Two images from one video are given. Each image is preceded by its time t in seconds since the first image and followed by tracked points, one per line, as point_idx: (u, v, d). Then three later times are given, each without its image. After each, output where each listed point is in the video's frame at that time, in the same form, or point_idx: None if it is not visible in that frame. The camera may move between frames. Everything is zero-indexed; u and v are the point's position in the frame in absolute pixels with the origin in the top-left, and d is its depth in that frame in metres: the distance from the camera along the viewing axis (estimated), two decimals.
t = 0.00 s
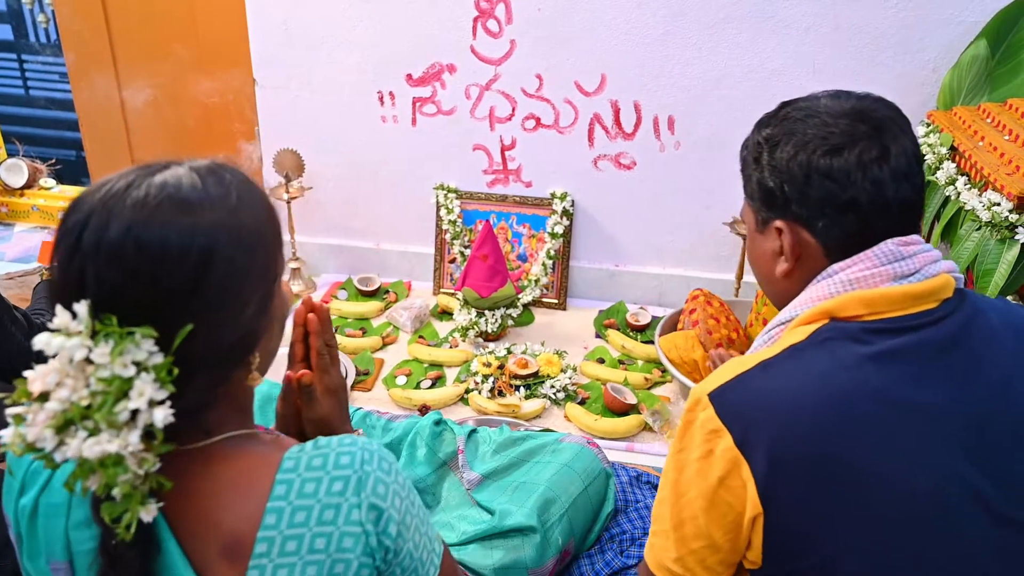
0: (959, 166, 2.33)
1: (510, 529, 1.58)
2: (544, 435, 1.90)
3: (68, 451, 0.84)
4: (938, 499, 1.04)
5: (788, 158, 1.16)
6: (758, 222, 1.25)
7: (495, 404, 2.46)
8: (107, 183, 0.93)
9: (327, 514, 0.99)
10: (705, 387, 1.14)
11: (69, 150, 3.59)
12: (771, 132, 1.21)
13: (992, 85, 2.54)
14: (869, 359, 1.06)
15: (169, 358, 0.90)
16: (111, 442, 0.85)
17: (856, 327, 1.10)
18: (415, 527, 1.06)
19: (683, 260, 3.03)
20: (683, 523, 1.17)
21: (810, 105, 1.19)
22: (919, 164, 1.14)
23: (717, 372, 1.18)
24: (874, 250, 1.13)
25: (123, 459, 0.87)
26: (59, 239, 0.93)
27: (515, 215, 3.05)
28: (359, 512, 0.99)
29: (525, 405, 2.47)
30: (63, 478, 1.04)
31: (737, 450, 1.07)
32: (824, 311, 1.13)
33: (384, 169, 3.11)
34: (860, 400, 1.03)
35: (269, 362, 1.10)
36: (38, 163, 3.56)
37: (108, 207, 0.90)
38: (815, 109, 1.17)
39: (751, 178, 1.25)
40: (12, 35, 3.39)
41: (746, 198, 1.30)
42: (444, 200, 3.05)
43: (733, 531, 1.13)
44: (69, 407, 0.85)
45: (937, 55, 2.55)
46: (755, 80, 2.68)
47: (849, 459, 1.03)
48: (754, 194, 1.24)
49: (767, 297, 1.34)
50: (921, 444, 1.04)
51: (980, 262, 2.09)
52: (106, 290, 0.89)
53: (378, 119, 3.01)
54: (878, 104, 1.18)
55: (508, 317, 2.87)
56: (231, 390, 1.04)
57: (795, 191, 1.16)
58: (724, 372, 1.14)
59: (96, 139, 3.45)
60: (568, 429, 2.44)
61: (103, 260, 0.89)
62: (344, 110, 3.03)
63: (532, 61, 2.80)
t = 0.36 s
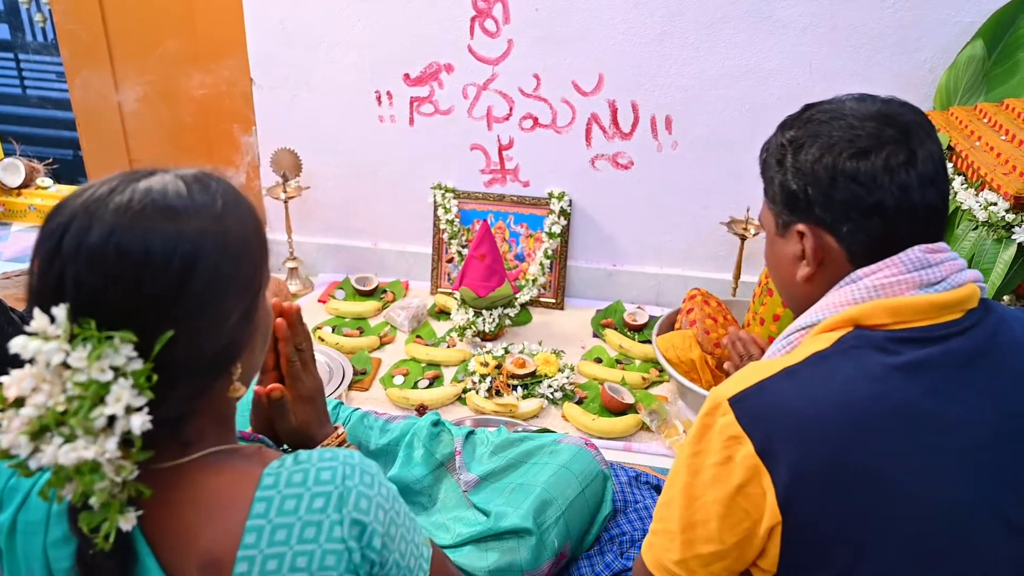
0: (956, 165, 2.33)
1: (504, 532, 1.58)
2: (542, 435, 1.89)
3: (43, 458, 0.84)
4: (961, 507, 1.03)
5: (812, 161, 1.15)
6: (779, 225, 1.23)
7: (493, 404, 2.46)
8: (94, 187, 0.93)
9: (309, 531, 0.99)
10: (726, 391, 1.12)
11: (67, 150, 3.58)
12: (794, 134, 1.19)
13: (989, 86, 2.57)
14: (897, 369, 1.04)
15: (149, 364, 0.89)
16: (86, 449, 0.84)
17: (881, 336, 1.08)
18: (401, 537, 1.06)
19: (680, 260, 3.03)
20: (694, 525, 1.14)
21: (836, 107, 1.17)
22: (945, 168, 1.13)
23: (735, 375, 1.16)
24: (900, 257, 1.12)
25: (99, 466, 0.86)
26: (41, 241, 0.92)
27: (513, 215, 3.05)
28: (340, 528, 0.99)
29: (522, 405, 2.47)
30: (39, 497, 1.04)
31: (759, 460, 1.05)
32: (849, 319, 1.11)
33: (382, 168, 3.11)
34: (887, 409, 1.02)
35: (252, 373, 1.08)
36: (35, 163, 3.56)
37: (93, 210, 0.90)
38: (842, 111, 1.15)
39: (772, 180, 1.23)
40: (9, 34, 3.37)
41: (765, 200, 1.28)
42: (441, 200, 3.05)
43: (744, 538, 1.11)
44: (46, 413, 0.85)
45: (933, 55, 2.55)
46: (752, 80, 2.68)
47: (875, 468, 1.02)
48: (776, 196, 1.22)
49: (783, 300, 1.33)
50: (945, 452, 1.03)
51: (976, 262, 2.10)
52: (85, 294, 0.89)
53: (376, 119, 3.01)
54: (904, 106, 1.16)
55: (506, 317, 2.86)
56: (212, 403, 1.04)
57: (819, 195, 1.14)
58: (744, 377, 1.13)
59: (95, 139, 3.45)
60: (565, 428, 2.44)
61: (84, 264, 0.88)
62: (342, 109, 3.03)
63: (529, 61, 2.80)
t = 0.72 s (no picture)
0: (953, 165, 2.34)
1: (500, 534, 1.58)
2: (538, 435, 1.89)
3: (18, 463, 0.83)
4: (976, 513, 1.03)
5: (840, 162, 1.11)
6: (800, 226, 1.21)
7: (490, 403, 2.46)
8: (81, 192, 0.94)
9: (290, 547, 0.99)
10: (745, 393, 1.10)
11: (63, 149, 3.57)
12: (821, 134, 1.16)
13: (985, 86, 2.56)
14: (919, 378, 1.04)
15: (130, 369, 0.88)
16: (63, 455, 0.83)
17: (904, 344, 1.07)
18: (387, 545, 1.07)
19: (677, 259, 3.03)
20: (704, 527, 1.13)
21: (865, 108, 1.13)
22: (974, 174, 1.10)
23: (751, 378, 1.14)
24: (927, 264, 1.09)
25: (76, 472, 0.85)
26: (23, 244, 0.92)
27: (510, 214, 3.04)
28: (322, 543, 1.00)
29: (520, 404, 2.48)
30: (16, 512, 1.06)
31: (777, 466, 1.04)
32: (874, 326, 1.09)
33: (379, 168, 3.10)
34: (908, 417, 1.02)
35: (234, 385, 1.09)
36: (31, 162, 3.54)
37: (79, 214, 0.90)
38: (871, 112, 1.12)
39: (795, 180, 1.20)
40: (6, 32, 3.33)
41: (785, 199, 1.25)
42: (438, 199, 3.05)
43: (755, 542, 1.10)
44: (23, 416, 0.84)
45: (930, 55, 2.56)
46: (749, 80, 2.68)
47: (894, 476, 1.01)
48: (799, 197, 1.19)
49: (800, 302, 1.30)
50: (961, 459, 1.03)
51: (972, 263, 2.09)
52: (66, 299, 0.88)
53: (373, 118, 3.01)
54: (933, 108, 1.13)
55: (503, 317, 2.86)
56: (193, 413, 1.03)
57: (846, 198, 1.11)
58: (762, 381, 1.11)
59: (92, 140, 3.41)
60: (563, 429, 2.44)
61: (65, 267, 0.88)
62: (339, 109, 3.02)
63: (526, 60, 2.80)
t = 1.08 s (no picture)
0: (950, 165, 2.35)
1: (493, 536, 1.58)
2: (535, 434, 1.89)
3: None
4: (991, 518, 1.03)
5: (867, 162, 1.11)
6: (820, 225, 1.21)
7: (487, 403, 2.46)
8: (70, 197, 0.94)
9: (275, 560, 0.99)
10: (761, 397, 1.10)
11: (60, 149, 3.57)
12: (848, 131, 1.15)
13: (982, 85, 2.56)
14: (940, 387, 1.03)
15: (116, 374, 0.88)
16: (47, 459, 0.83)
17: (926, 351, 1.07)
18: (375, 553, 1.07)
19: (674, 259, 3.03)
20: (717, 533, 1.13)
21: (896, 107, 1.12)
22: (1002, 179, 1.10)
23: (768, 381, 1.14)
24: (949, 269, 1.10)
25: (59, 477, 0.85)
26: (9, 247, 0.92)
27: (508, 213, 3.05)
28: (308, 555, 1.00)
29: (517, 404, 2.48)
30: None
31: (795, 472, 1.04)
32: (895, 331, 1.09)
33: (377, 168, 3.10)
34: (924, 424, 1.01)
35: (220, 394, 1.08)
36: (29, 162, 3.55)
37: (66, 219, 0.90)
38: (902, 112, 1.11)
39: (818, 177, 1.20)
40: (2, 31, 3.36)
41: (806, 196, 1.25)
42: (436, 199, 3.05)
43: (768, 549, 1.10)
44: (6, 420, 0.83)
45: (926, 55, 2.56)
46: (747, 79, 2.69)
47: (898, 478, 1.01)
48: (822, 195, 1.19)
49: (816, 302, 1.31)
50: (968, 462, 1.02)
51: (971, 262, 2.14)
52: (51, 303, 0.88)
53: (370, 118, 3.01)
54: (965, 110, 1.12)
55: (500, 316, 2.86)
56: (180, 422, 1.03)
57: (871, 198, 1.11)
58: (780, 386, 1.10)
59: (88, 140, 3.40)
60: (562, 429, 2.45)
61: (51, 271, 0.88)
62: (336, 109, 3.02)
63: (523, 60, 2.80)
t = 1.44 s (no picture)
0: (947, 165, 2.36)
1: (485, 539, 1.58)
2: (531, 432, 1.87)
3: None
4: (999, 522, 1.03)
5: (886, 163, 1.11)
6: (835, 225, 1.21)
7: (483, 403, 2.46)
8: (60, 201, 0.94)
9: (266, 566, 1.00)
10: (772, 399, 1.09)
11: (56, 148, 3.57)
12: (866, 131, 1.15)
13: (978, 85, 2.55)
14: (955, 394, 1.03)
15: (108, 379, 0.88)
16: (40, 465, 0.83)
17: (941, 356, 1.07)
18: (367, 556, 1.08)
19: (671, 259, 3.03)
20: (722, 535, 1.13)
21: (915, 109, 1.13)
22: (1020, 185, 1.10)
23: (779, 383, 1.14)
24: (966, 274, 1.10)
25: (53, 484, 0.85)
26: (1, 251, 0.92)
27: (504, 213, 3.05)
28: (299, 561, 1.01)
29: (513, 404, 2.48)
30: None
31: (806, 476, 1.04)
32: (910, 335, 1.09)
33: (374, 167, 3.10)
34: (932, 427, 1.01)
35: (213, 398, 1.08)
36: (24, 162, 3.55)
37: (56, 223, 0.90)
38: (922, 114, 1.12)
39: (834, 176, 1.20)
40: None
41: (820, 195, 1.25)
42: (432, 199, 3.05)
43: (774, 554, 1.10)
44: None
45: (922, 55, 2.56)
46: (744, 80, 2.69)
47: (904, 481, 1.02)
48: (837, 195, 1.19)
49: (826, 303, 1.31)
50: (975, 465, 1.02)
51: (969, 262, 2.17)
52: (42, 307, 0.88)
53: (367, 117, 3.01)
54: (985, 114, 1.12)
55: (496, 316, 2.85)
56: (171, 425, 1.03)
57: (888, 200, 1.11)
58: (793, 389, 1.10)
59: (84, 140, 3.40)
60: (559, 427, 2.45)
61: (43, 275, 0.88)
62: (332, 108, 3.02)
63: (519, 60, 2.81)
